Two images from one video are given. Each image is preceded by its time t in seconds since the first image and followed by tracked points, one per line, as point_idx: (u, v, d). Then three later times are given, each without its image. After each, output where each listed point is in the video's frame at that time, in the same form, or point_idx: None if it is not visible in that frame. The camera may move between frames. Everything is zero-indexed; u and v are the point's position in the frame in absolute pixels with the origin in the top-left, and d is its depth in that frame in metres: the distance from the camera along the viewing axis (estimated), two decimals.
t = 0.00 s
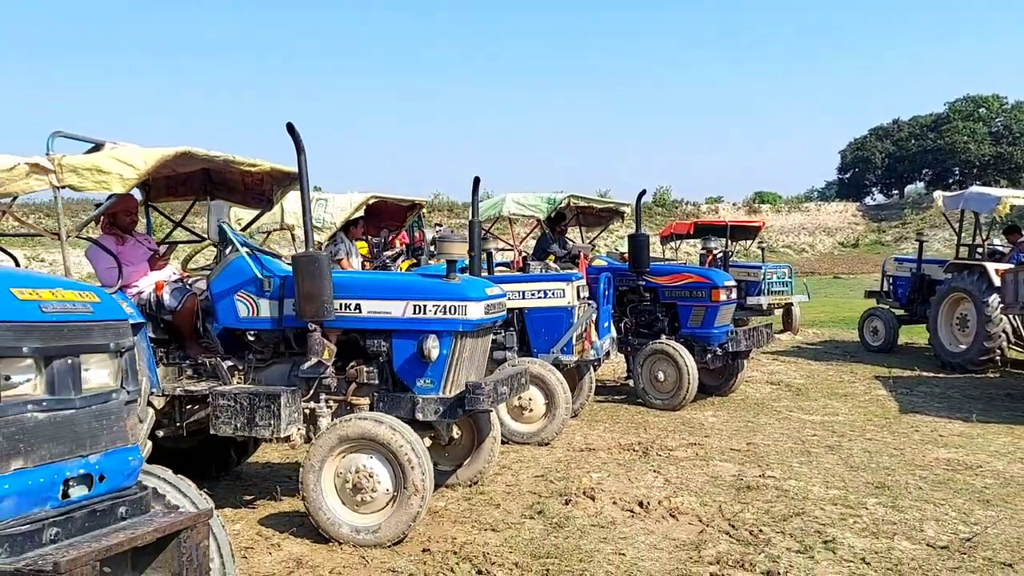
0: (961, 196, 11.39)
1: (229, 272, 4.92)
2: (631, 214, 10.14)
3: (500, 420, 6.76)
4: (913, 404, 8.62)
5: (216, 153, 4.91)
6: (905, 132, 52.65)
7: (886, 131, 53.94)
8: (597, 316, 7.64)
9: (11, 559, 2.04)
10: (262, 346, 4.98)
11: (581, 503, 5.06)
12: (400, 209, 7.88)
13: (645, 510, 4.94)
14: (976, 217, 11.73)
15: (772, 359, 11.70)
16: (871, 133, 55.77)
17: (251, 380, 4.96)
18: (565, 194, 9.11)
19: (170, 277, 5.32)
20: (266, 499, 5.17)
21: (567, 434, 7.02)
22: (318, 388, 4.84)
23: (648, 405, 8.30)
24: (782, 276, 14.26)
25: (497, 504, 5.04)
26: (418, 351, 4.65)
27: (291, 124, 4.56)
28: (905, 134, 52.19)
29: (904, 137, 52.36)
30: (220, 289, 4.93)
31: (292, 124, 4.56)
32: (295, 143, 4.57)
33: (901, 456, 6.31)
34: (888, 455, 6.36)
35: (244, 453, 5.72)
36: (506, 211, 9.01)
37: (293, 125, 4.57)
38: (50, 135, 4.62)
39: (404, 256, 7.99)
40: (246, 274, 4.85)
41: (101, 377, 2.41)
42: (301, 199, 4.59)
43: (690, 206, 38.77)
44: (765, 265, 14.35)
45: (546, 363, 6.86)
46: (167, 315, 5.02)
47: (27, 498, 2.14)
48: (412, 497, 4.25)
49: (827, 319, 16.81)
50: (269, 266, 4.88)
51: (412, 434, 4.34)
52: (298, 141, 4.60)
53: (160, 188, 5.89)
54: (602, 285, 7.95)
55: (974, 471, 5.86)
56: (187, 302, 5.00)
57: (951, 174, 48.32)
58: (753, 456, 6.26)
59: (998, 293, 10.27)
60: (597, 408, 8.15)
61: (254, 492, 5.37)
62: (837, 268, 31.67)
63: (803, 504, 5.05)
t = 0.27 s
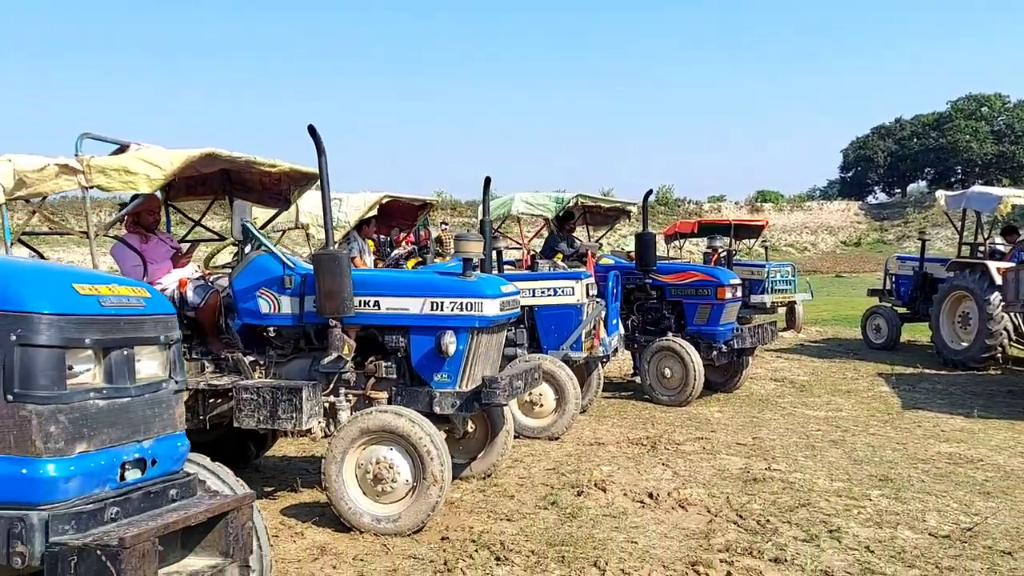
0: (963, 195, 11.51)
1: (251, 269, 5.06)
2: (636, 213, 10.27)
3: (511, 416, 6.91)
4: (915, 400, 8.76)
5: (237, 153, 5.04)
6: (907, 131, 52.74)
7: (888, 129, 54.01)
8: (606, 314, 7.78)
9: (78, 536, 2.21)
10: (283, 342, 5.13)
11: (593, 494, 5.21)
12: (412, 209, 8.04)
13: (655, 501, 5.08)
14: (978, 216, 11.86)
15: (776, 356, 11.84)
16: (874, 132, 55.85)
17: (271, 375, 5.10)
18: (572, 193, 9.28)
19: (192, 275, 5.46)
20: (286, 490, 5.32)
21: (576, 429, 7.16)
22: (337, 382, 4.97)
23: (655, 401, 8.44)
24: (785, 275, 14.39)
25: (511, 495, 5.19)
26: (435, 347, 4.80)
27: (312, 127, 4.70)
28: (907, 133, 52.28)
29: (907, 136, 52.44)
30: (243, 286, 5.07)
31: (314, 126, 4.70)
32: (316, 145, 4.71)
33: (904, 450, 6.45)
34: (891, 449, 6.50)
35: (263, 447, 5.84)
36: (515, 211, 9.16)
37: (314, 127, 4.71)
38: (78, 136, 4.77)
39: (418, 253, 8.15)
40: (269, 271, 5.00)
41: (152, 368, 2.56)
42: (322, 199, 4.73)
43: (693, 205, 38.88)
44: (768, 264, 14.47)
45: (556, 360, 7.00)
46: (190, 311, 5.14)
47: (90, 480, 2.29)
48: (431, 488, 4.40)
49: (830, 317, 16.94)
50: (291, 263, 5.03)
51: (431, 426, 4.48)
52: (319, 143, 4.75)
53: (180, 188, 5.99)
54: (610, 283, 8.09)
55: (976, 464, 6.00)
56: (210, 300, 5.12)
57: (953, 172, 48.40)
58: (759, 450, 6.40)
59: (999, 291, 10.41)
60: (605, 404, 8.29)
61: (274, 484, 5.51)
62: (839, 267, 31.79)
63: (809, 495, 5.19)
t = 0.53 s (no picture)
0: (964, 195, 11.65)
1: (270, 269, 5.22)
2: (642, 213, 10.41)
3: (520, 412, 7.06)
4: (916, 397, 8.90)
5: (256, 157, 5.17)
6: (910, 130, 52.80)
7: (891, 128, 54.06)
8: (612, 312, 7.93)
9: (130, 519, 2.23)
10: (301, 339, 5.28)
11: (601, 488, 5.36)
12: (422, 209, 8.20)
13: (662, 494, 5.23)
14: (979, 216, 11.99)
15: (779, 354, 11.99)
16: (877, 131, 55.92)
17: (289, 371, 5.25)
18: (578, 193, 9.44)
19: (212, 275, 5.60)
20: (303, 484, 5.47)
21: (583, 425, 7.31)
22: (354, 379, 5.13)
23: (660, 398, 8.59)
24: (788, 274, 14.52)
25: (521, 488, 5.34)
26: (449, 345, 4.96)
27: (331, 131, 4.85)
28: (911, 132, 52.34)
29: (910, 134, 52.51)
30: (262, 284, 5.23)
31: (332, 131, 4.85)
32: (334, 149, 4.86)
33: (905, 446, 6.59)
34: (892, 445, 6.64)
35: (280, 442, 5.93)
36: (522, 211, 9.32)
37: (333, 132, 4.85)
38: (104, 140, 4.93)
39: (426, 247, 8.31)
40: (288, 271, 5.16)
41: (192, 364, 2.57)
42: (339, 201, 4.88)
43: (696, 203, 39.02)
44: (772, 263, 14.62)
45: (564, 357, 7.15)
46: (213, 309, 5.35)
47: (140, 466, 2.30)
48: (445, 480, 4.55)
49: (833, 316, 17.07)
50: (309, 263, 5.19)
51: (445, 421, 4.64)
52: (337, 147, 4.89)
53: (198, 190, 6.13)
54: (616, 282, 8.24)
55: (975, 459, 6.15)
56: (230, 297, 5.32)
57: (956, 171, 48.47)
58: (763, 445, 6.55)
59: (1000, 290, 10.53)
60: (611, 401, 8.44)
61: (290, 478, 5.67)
62: (842, 265, 31.93)
63: (811, 489, 5.34)
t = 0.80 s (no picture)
0: (963, 199, 11.80)
1: (284, 268, 5.37)
2: (644, 214, 10.56)
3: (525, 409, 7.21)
4: (914, 397, 9.05)
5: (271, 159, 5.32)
6: (912, 132, 52.93)
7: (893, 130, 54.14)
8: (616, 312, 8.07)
9: (168, 501, 2.38)
10: (313, 337, 5.43)
11: (605, 482, 5.51)
12: (429, 211, 8.34)
13: (664, 489, 5.37)
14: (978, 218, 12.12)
15: (779, 354, 12.13)
16: (878, 133, 56.04)
17: (302, 368, 5.39)
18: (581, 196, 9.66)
19: (227, 274, 5.74)
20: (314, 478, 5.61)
21: (586, 422, 7.46)
22: (365, 376, 5.28)
23: (663, 397, 8.74)
24: (789, 275, 14.66)
25: (527, 483, 5.49)
26: (458, 342, 5.11)
27: (344, 135, 4.99)
28: (912, 134, 52.46)
29: (911, 137, 52.63)
30: (276, 284, 5.38)
31: (345, 135, 4.99)
32: (347, 153, 5.00)
33: (902, 444, 6.74)
34: (890, 442, 6.79)
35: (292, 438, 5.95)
36: (527, 212, 9.52)
37: (345, 135, 5.00)
38: (124, 144, 5.10)
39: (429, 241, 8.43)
40: (301, 271, 5.31)
41: (222, 357, 2.70)
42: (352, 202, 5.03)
43: (697, 205, 39.16)
44: (773, 264, 14.76)
45: (569, 356, 7.29)
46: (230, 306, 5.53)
47: (175, 452, 2.45)
48: (455, 473, 4.70)
49: (833, 317, 17.21)
50: (322, 263, 5.34)
51: (455, 416, 4.79)
52: (350, 151, 5.04)
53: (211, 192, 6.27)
54: (619, 282, 8.38)
55: (970, 456, 6.29)
56: (246, 296, 5.49)
57: (957, 174, 48.58)
58: (762, 443, 6.69)
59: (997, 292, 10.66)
60: (614, 399, 8.59)
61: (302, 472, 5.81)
62: (843, 267, 32.06)
63: (809, 484, 5.48)
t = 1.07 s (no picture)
0: (961, 202, 11.97)
1: (297, 271, 5.53)
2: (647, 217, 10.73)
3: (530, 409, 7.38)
4: (911, 397, 9.20)
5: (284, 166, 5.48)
6: (912, 134, 53.10)
7: (893, 133, 54.28)
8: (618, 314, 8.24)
9: (202, 492, 2.55)
10: (325, 338, 5.58)
11: (608, 479, 5.67)
12: (435, 214, 8.58)
13: (666, 485, 5.54)
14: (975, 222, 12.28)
15: (779, 356, 12.29)
16: (879, 135, 56.19)
17: (314, 368, 5.55)
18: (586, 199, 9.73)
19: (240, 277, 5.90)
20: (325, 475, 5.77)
21: (589, 422, 7.62)
22: (375, 376, 5.43)
23: (664, 397, 8.91)
24: (789, 277, 14.82)
25: (533, 480, 5.65)
26: (466, 343, 5.29)
27: (356, 143, 5.15)
28: (912, 137, 52.63)
29: (911, 139, 52.80)
30: (289, 286, 5.54)
31: (357, 142, 5.16)
32: (359, 159, 5.16)
33: (898, 443, 6.89)
34: (886, 442, 6.95)
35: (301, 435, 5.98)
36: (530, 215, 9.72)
37: (358, 143, 5.16)
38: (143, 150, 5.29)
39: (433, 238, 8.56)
40: (314, 273, 5.47)
41: (249, 357, 2.87)
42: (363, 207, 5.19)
43: (698, 207, 39.33)
44: (773, 267, 14.92)
45: (572, 357, 7.45)
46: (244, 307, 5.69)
47: (208, 446, 2.61)
48: (463, 470, 4.86)
49: (833, 319, 17.37)
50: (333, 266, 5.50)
51: (463, 415, 4.95)
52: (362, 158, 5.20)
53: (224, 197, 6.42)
54: (622, 284, 8.55)
55: (964, 455, 6.45)
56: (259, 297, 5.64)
57: (958, 176, 48.73)
58: (761, 442, 6.85)
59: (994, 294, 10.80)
60: (616, 399, 8.75)
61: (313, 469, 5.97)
62: (843, 269, 32.21)
63: (807, 481, 5.65)
